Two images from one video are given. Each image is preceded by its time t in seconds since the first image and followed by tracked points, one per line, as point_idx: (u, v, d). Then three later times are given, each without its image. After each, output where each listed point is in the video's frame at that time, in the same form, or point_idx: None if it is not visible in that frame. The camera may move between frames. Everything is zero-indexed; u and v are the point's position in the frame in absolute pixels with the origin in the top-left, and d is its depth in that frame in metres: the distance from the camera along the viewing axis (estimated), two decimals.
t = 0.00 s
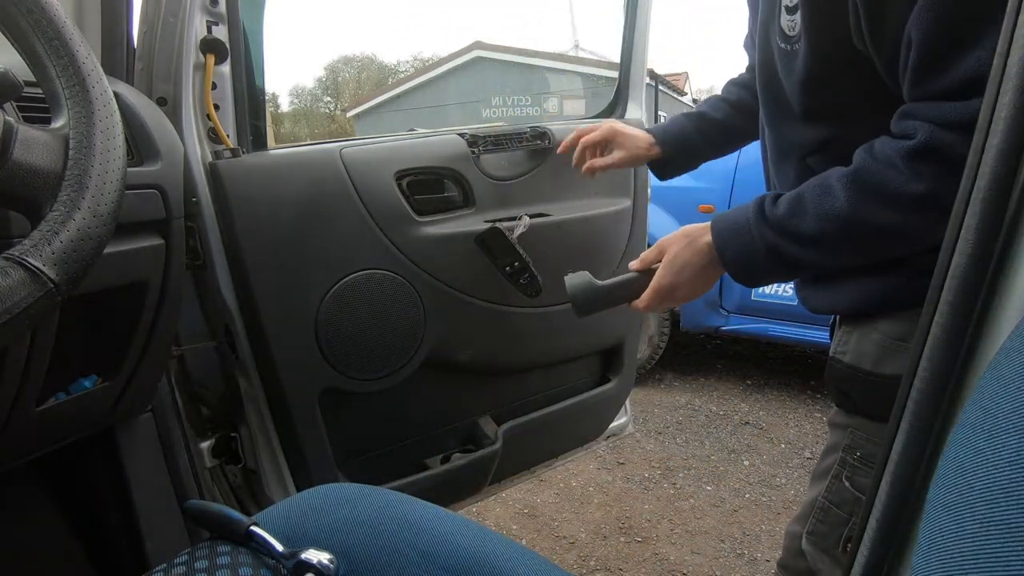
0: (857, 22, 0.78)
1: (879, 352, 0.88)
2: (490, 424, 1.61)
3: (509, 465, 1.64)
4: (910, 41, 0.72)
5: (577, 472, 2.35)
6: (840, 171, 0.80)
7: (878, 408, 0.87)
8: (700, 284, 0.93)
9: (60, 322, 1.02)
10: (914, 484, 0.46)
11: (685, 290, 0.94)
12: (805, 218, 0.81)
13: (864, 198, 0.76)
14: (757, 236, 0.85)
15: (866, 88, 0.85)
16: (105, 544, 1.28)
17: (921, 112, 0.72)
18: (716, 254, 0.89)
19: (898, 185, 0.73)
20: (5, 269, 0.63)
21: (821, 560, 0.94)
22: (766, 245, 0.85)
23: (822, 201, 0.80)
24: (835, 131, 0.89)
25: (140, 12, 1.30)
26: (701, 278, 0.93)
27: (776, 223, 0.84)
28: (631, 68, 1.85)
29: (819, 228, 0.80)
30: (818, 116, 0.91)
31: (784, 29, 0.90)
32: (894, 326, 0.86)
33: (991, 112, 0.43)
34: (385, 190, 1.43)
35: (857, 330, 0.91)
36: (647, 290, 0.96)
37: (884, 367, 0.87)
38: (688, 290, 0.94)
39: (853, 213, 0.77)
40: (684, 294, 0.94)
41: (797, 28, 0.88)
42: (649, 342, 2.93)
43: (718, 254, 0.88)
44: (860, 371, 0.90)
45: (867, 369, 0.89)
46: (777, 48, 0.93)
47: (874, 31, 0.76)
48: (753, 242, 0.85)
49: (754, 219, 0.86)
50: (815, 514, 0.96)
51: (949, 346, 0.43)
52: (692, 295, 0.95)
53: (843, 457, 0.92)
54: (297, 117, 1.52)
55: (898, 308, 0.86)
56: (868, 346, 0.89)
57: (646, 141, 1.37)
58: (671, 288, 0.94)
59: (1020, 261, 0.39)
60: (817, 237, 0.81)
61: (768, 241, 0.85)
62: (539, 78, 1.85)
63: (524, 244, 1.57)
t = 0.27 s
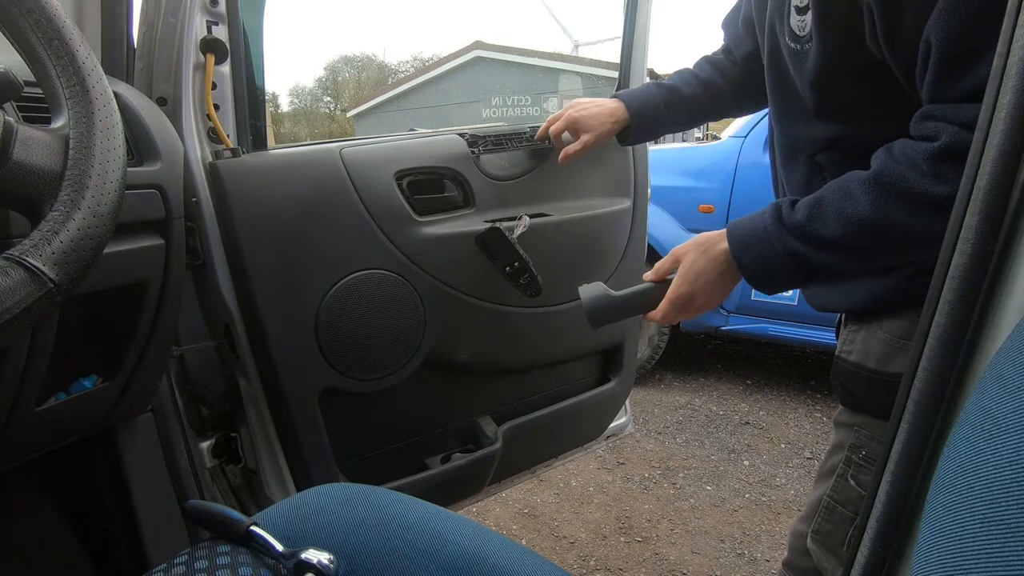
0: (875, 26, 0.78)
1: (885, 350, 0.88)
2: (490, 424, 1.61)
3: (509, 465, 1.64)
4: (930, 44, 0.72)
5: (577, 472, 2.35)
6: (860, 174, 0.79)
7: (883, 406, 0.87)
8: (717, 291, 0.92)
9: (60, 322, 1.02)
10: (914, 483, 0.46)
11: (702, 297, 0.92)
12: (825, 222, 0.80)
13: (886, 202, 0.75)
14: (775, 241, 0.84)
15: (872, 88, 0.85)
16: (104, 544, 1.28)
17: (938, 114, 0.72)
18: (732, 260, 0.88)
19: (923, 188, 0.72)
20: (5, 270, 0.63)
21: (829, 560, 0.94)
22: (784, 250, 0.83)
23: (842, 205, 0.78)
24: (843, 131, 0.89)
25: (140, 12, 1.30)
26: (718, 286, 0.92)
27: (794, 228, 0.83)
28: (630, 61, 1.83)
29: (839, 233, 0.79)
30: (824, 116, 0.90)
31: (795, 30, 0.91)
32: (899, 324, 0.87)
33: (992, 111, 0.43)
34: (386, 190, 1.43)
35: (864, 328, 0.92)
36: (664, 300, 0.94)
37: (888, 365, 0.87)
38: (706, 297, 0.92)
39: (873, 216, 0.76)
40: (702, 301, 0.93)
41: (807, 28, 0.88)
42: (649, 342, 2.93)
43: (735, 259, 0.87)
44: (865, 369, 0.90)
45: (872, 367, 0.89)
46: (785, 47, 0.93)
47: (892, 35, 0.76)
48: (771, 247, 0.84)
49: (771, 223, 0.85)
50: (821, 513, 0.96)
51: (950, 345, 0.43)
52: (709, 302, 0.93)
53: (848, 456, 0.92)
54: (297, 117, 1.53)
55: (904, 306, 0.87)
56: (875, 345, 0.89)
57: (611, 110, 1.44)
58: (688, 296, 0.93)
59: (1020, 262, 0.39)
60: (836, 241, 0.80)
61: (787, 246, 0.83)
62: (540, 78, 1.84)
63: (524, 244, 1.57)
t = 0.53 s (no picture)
0: (895, 27, 0.78)
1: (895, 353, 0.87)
2: (490, 424, 1.61)
3: (509, 465, 1.64)
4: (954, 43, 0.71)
5: (577, 472, 2.35)
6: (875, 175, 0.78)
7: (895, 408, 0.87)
8: (723, 291, 0.91)
9: (60, 322, 1.02)
10: (914, 483, 0.46)
11: (708, 297, 0.92)
12: (842, 223, 0.79)
13: (906, 203, 0.74)
14: (788, 242, 0.82)
15: (876, 88, 0.85)
16: (104, 544, 1.28)
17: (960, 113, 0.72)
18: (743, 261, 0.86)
19: (944, 186, 0.72)
20: (5, 270, 0.63)
21: (835, 561, 0.93)
22: (798, 251, 0.82)
23: (860, 206, 0.77)
24: (849, 131, 0.89)
25: (140, 12, 1.30)
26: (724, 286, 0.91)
27: (808, 228, 0.81)
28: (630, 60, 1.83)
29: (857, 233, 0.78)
30: (827, 116, 0.90)
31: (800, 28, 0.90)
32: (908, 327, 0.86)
33: (992, 111, 0.43)
34: (385, 190, 1.43)
35: (871, 332, 0.90)
36: (669, 299, 0.93)
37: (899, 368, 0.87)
38: (712, 297, 0.91)
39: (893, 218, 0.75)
40: (707, 301, 0.92)
41: (816, 26, 0.88)
42: (649, 342, 2.93)
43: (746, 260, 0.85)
44: (876, 374, 0.89)
45: (883, 371, 0.88)
46: (790, 46, 0.93)
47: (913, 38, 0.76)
48: (784, 247, 0.83)
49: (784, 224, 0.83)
50: (829, 516, 0.95)
51: (949, 345, 0.43)
52: (715, 303, 0.93)
53: (857, 459, 0.91)
54: (297, 117, 1.53)
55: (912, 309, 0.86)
56: (884, 348, 0.88)
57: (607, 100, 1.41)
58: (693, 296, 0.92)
59: (1020, 262, 0.39)
60: (852, 243, 0.79)
61: (801, 247, 0.82)
62: (540, 79, 1.84)
63: (524, 244, 1.57)
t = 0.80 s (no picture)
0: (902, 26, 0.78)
1: (890, 355, 0.85)
2: (490, 424, 1.61)
3: (509, 465, 1.64)
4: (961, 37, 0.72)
5: (577, 472, 2.35)
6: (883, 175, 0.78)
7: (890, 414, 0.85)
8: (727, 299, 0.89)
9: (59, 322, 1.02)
10: (914, 484, 0.46)
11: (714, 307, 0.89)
12: (853, 225, 0.78)
13: (918, 201, 0.74)
14: (798, 246, 0.82)
15: (873, 88, 0.85)
16: (104, 545, 1.28)
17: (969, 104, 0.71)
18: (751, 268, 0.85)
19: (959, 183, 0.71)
20: (5, 270, 0.63)
21: (834, 563, 0.93)
22: (808, 255, 0.82)
23: (871, 206, 0.77)
24: (845, 130, 0.89)
25: (140, 12, 1.30)
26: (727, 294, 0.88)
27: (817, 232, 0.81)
28: (631, 62, 1.85)
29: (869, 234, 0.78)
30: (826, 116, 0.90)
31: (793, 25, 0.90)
32: (903, 329, 0.84)
33: (992, 111, 0.43)
34: (385, 190, 1.43)
35: (866, 333, 0.88)
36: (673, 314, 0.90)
37: (897, 371, 0.85)
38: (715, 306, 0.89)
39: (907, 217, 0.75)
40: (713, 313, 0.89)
41: (809, 24, 0.88)
42: (649, 342, 2.93)
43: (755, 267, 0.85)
44: (871, 376, 0.87)
45: (879, 374, 0.86)
46: (784, 45, 0.93)
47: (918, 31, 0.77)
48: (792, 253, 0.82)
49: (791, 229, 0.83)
50: (826, 517, 0.95)
51: (949, 346, 0.43)
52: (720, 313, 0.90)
53: (853, 461, 0.90)
54: (297, 117, 1.53)
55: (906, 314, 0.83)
56: (879, 350, 0.86)
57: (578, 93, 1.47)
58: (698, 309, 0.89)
59: (1020, 262, 0.39)
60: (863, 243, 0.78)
61: (810, 251, 0.81)
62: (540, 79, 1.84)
63: (524, 244, 1.57)
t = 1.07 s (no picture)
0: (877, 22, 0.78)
1: (882, 357, 0.84)
2: (490, 424, 1.61)
3: (509, 465, 1.64)
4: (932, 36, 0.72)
5: (577, 472, 2.35)
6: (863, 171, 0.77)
7: (883, 417, 0.84)
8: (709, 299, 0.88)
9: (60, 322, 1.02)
10: (914, 484, 0.46)
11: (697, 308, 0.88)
12: (835, 221, 0.77)
13: (900, 194, 0.73)
14: (779, 244, 0.81)
15: (865, 87, 0.84)
16: (104, 545, 1.28)
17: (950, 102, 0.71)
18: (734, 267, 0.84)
19: (941, 174, 0.71)
20: (5, 270, 0.63)
21: (830, 565, 0.93)
22: (789, 253, 0.80)
23: (852, 201, 0.76)
24: (834, 130, 0.88)
25: (140, 12, 1.30)
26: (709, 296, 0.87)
27: (799, 230, 0.80)
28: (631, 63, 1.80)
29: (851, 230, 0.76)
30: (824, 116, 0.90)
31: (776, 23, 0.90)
32: (895, 331, 0.83)
33: (992, 111, 0.43)
34: (386, 190, 1.43)
35: (857, 335, 0.87)
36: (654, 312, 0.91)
37: (890, 373, 0.84)
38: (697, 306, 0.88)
39: (889, 211, 0.74)
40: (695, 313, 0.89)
41: (792, 23, 0.88)
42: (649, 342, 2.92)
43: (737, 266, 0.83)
44: (863, 378, 0.86)
45: (872, 376, 0.85)
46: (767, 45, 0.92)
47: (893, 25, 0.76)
48: (773, 251, 0.81)
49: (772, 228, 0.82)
50: (822, 519, 0.94)
51: (949, 346, 0.43)
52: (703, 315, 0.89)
53: (848, 462, 0.90)
54: (297, 117, 1.53)
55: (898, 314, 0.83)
56: (871, 352, 0.85)
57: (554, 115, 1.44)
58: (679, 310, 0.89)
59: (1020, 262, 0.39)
60: (846, 239, 0.77)
61: (793, 248, 0.80)
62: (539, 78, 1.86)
63: (524, 244, 1.57)
